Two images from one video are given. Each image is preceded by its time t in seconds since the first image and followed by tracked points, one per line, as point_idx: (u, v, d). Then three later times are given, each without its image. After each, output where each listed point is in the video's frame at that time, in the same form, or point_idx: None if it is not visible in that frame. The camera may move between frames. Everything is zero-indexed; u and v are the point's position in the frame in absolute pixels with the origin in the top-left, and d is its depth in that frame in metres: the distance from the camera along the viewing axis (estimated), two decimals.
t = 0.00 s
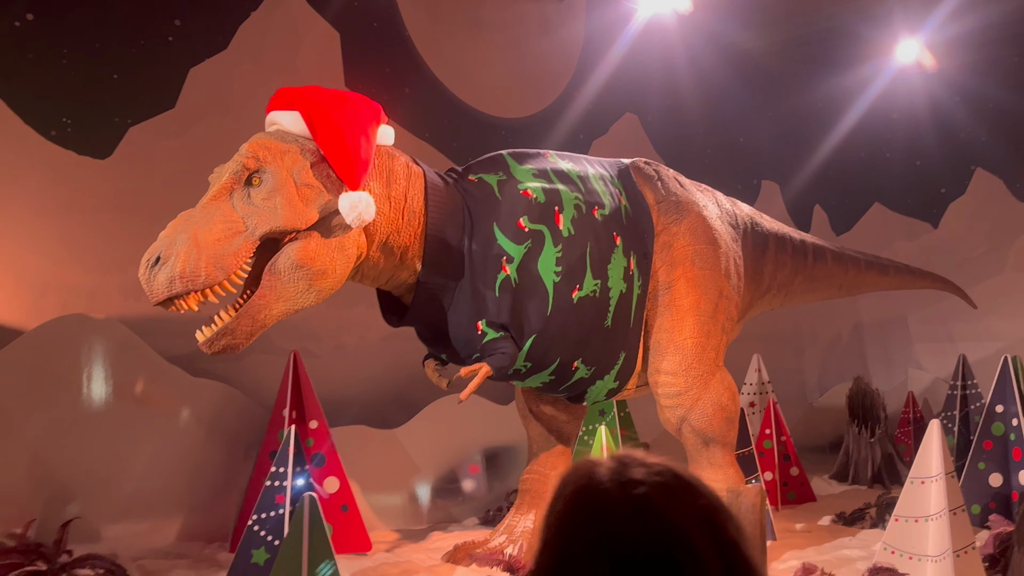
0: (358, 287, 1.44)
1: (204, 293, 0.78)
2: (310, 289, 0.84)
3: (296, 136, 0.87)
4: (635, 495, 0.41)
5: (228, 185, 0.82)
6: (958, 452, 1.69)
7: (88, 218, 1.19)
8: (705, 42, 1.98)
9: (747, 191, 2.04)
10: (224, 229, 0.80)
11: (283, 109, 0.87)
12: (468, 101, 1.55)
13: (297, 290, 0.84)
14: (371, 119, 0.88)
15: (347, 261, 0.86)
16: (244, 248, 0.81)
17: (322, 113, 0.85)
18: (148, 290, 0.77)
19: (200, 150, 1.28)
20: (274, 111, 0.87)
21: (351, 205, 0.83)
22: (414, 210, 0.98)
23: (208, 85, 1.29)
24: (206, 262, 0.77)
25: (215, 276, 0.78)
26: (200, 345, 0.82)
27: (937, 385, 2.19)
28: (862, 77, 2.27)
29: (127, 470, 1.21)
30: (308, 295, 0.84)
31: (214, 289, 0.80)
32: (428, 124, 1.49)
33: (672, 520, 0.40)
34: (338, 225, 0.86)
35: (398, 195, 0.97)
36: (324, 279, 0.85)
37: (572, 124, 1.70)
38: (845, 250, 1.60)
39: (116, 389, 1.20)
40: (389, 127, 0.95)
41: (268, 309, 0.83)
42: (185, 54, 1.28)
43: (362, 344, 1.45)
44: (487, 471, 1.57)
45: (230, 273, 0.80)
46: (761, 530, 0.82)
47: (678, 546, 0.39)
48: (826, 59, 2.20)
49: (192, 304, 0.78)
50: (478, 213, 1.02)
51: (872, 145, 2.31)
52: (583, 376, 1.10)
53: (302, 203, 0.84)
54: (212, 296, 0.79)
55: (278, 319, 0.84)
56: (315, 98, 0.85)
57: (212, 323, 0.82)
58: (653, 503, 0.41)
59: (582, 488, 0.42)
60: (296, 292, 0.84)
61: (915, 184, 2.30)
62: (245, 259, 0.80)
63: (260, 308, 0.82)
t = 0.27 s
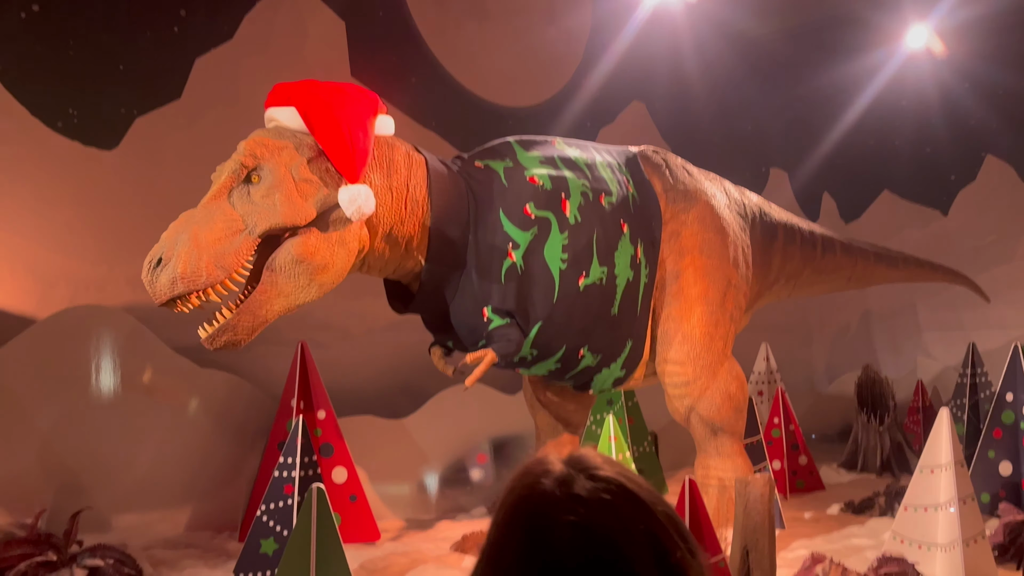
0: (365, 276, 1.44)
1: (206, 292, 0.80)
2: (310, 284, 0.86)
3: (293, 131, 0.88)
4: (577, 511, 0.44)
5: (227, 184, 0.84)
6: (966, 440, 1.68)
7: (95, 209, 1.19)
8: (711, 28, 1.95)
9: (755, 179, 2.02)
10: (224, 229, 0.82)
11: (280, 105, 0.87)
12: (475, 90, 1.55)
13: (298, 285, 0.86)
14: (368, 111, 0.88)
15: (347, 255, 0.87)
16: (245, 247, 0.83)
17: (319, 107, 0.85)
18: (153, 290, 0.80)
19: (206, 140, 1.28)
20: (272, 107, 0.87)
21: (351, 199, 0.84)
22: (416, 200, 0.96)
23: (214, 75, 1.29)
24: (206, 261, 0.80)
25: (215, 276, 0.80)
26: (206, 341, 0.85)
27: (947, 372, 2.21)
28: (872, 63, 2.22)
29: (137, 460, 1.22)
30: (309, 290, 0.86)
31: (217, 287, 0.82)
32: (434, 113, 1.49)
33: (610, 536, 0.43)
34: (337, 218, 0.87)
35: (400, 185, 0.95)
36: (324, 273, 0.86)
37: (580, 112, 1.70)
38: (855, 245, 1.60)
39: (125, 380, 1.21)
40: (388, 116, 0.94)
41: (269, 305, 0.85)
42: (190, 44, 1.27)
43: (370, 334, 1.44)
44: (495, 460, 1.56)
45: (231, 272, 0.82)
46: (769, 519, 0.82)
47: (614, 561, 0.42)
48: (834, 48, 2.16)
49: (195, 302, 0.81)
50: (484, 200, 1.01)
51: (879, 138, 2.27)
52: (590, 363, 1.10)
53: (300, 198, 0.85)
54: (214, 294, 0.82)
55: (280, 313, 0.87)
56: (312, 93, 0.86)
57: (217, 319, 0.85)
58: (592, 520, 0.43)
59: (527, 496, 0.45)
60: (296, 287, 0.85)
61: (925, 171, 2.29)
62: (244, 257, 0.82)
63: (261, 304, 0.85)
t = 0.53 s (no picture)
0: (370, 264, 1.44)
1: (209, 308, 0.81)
2: (314, 294, 0.87)
3: (288, 139, 0.88)
4: (578, 516, 0.40)
5: (225, 198, 0.84)
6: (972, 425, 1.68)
7: (99, 198, 1.19)
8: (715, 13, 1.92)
9: (760, 165, 2.01)
10: (224, 243, 0.82)
11: (273, 112, 0.88)
12: (478, 76, 1.54)
13: (302, 297, 0.86)
14: (362, 112, 0.89)
15: (349, 262, 0.88)
16: (245, 260, 0.83)
17: (312, 112, 0.85)
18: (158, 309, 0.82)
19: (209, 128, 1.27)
20: (266, 114, 0.88)
21: (348, 202, 0.85)
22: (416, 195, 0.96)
23: (216, 63, 1.28)
24: (207, 276, 0.80)
25: (217, 291, 0.81)
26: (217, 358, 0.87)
27: (953, 358, 2.19)
28: (877, 48, 2.20)
29: (144, 448, 1.22)
30: (313, 300, 0.87)
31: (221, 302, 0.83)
32: (438, 100, 1.48)
33: (611, 542, 0.40)
34: (335, 226, 0.88)
35: (400, 181, 0.96)
36: (326, 283, 0.87)
37: (583, 98, 1.68)
38: (862, 225, 1.59)
39: (132, 369, 1.21)
40: (383, 112, 0.94)
41: (275, 318, 0.86)
42: (193, 31, 1.27)
43: (375, 322, 1.44)
44: (501, 446, 1.56)
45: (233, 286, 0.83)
46: (776, 504, 0.82)
47: None
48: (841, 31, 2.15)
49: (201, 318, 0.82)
50: (488, 188, 1.01)
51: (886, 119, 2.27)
52: (595, 352, 1.10)
53: (297, 209, 0.85)
54: (218, 310, 0.82)
55: (287, 325, 0.88)
56: (304, 97, 0.86)
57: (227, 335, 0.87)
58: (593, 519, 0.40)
59: (531, 490, 0.41)
60: (300, 299, 0.86)
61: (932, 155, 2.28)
62: (245, 272, 0.83)
63: (268, 317, 0.86)
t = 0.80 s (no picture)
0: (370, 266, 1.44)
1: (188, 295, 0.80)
2: (299, 297, 0.86)
3: (288, 140, 0.87)
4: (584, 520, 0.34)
5: (221, 187, 0.84)
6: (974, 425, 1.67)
7: (100, 200, 1.19)
8: (715, 12, 1.92)
9: (760, 164, 2.01)
10: (213, 232, 0.82)
11: (273, 114, 0.87)
12: (479, 77, 1.53)
13: (285, 298, 0.85)
14: (362, 113, 0.88)
15: (337, 269, 0.87)
16: (231, 253, 0.83)
17: (312, 113, 0.85)
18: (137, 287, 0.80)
19: (210, 130, 1.27)
20: (265, 116, 0.87)
21: (348, 204, 0.84)
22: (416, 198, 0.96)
23: (217, 65, 1.28)
24: (191, 264, 0.80)
25: (198, 279, 0.80)
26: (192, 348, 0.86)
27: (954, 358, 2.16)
28: (877, 47, 2.22)
29: (146, 451, 1.22)
30: (297, 304, 0.86)
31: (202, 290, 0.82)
32: (438, 100, 1.48)
33: (617, 553, 0.34)
34: (328, 231, 0.87)
35: (400, 184, 0.96)
36: (312, 287, 0.86)
37: (583, 98, 1.68)
38: (864, 224, 1.59)
39: (133, 371, 1.21)
40: (383, 114, 0.93)
41: (257, 317, 0.85)
42: (193, 33, 1.26)
43: (375, 323, 1.44)
44: (502, 448, 1.57)
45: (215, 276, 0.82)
46: (777, 505, 0.82)
47: None
48: (842, 29, 2.17)
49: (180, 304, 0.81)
50: (488, 190, 1.00)
51: (887, 117, 2.27)
52: (596, 353, 1.09)
53: (292, 209, 0.85)
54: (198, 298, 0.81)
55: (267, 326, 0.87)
56: (304, 98, 0.86)
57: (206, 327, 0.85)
58: (593, 528, 0.34)
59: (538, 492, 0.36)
60: (283, 300, 0.85)
61: (932, 157, 2.26)
62: (229, 264, 0.82)
63: (248, 315, 0.85)
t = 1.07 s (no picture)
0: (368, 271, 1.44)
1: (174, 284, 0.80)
2: (282, 296, 0.86)
3: (289, 140, 0.87)
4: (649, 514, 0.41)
5: (219, 179, 0.84)
6: (971, 428, 1.68)
7: (98, 207, 1.19)
8: (712, 16, 1.92)
9: (758, 169, 2.01)
10: (206, 223, 0.82)
11: (273, 115, 0.88)
12: (477, 82, 1.54)
13: (268, 296, 0.85)
14: (362, 115, 0.89)
15: (325, 272, 0.87)
16: (221, 247, 0.83)
17: (312, 115, 0.85)
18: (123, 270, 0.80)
19: (207, 136, 1.27)
20: (266, 118, 0.88)
21: (347, 206, 0.85)
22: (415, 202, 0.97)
23: (214, 71, 1.28)
24: (182, 253, 0.79)
25: (186, 270, 0.80)
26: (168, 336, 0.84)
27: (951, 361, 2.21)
28: (874, 51, 2.21)
29: (143, 458, 1.22)
30: (279, 302, 0.86)
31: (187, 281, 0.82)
32: (436, 106, 1.48)
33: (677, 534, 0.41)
34: (321, 234, 0.88)
35: (399, 188, 0.96)
36: (298, 289, 0.86)
37: (581, 103, 1.69)
38: (863, 230, 1.59)
39: (131, 378, 1.21)
40: (381, 117, 0.93)
41: (237, 312, 0.85)
42: (191, 40, 1.27)
43: (373, 328, 1.44)
44: (500, 452, 1.57)
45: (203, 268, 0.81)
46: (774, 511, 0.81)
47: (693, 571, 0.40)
48: (841, 34, 2.15)
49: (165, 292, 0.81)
50: (485, 194, 1.01)
51: (883, 122, 2.27)
52: (593, 357, 1.09)
53: (289, 209, 0.85)
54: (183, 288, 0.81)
55: (247, 322, 0.86)
56: (305, 100, 0.86)
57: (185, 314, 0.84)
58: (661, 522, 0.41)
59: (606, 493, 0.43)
60: (266, 298, 0.85)
61: (930, 159, 2.29)
62: (218, 257, 0.82)
63: (229, 308, 0.84)
